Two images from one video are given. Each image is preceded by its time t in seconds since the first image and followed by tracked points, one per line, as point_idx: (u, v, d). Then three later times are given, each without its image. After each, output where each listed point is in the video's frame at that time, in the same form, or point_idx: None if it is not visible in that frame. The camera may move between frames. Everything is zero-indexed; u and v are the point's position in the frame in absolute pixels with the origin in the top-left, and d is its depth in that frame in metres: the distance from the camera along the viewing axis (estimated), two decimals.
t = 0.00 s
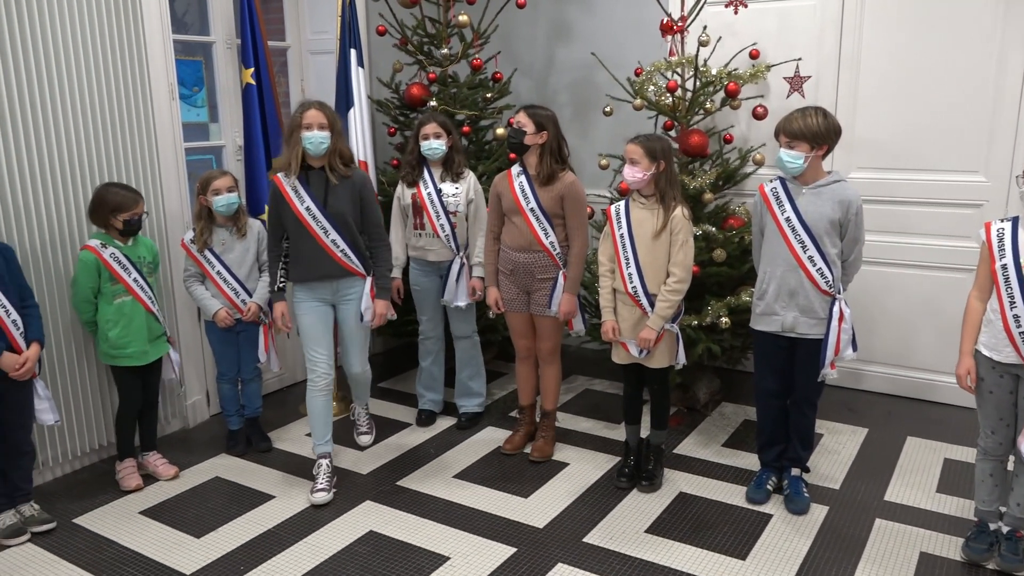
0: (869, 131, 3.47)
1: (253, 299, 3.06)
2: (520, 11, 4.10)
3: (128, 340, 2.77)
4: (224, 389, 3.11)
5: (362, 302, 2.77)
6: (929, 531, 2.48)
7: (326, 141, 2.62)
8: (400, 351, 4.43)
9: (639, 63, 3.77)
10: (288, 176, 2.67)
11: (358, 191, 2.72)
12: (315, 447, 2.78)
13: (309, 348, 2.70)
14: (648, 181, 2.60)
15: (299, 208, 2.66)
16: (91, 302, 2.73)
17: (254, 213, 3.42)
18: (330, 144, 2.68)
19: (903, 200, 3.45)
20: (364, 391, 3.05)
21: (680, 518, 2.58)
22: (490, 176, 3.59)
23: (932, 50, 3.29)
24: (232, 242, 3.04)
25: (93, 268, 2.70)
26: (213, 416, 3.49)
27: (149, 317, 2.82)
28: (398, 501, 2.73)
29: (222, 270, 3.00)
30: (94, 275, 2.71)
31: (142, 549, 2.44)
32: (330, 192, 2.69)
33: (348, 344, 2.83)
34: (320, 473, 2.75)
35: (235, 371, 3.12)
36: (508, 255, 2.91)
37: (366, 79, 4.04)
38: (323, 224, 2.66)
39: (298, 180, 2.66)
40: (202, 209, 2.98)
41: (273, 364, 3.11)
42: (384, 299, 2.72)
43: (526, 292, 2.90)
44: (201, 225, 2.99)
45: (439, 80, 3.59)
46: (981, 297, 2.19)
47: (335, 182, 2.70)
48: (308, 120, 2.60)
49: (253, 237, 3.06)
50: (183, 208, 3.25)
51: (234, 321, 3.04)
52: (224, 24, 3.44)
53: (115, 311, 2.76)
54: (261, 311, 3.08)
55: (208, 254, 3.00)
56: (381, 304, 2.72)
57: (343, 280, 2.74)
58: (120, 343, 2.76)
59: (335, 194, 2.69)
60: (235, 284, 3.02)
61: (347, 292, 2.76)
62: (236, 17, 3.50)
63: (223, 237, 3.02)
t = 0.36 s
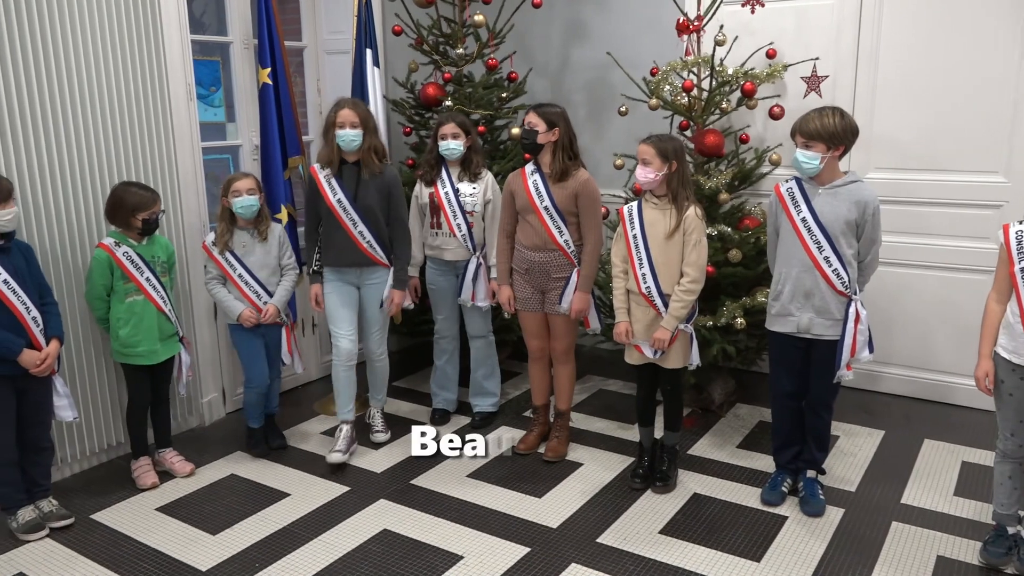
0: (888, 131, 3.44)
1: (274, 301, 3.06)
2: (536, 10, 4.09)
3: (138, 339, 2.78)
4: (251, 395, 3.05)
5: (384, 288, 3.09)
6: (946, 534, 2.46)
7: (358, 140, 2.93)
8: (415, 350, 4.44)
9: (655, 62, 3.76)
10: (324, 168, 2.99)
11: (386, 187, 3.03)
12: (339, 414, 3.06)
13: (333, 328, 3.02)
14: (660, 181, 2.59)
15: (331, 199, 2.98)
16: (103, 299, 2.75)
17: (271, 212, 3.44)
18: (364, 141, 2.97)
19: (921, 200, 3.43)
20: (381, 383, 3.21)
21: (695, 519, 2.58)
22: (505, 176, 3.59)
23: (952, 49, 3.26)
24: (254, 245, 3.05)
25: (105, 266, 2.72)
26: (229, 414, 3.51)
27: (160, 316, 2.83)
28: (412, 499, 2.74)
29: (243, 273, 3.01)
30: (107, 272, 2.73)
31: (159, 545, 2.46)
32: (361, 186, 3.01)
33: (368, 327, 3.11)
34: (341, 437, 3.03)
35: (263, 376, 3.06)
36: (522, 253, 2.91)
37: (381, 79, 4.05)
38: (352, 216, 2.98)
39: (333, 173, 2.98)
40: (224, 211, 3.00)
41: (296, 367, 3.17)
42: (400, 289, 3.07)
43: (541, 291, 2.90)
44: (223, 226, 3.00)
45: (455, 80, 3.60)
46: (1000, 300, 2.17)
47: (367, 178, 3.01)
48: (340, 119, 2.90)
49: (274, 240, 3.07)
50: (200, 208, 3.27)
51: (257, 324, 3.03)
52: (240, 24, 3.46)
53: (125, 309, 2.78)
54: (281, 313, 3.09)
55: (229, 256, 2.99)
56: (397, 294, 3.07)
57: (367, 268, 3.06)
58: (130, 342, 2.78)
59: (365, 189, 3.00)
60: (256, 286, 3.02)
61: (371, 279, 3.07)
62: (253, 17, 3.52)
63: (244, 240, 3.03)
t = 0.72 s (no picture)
0: (904, 131, 3.42)
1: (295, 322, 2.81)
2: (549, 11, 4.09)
3: (150, 339, 2.80)
4: (275, 425, 2.72)
5: (392, 280, 3.18)
6: (962, 538, 2.44)
7: (360, 137, 3.02)
8: (427, 349, 4.45)
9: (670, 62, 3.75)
10: (335, 164, 3.09)
11: (393, 179, 3.12)
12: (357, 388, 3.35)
13: (349, 322, 3.22)
14: (675, 181, 2.58)
15: (341, 191, 3.08)
16: (116, 299, 2.77)
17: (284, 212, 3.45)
18: (367, 137, 3.07)
19: (938, 201, 3.40)
20: (393, 382, 3.26)
21: (708, 520, 2.57)
22: (518, 176, 3.59)
23: (969, 49, 3.23)
24: (276, 263, 2.82)
25: (117, 266, 2.74)
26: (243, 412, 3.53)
27: (172, 316, 2.84)
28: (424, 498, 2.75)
29: (264, 292, 2.76)
30: (119, 273, 2.75)
31: (174, 542, 2.48)
32: (369, 179, 3.11)
33: (377, 317, 3.21)
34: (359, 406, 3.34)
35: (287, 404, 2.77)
36: (534, 253, 2.91)
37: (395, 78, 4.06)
38: (361, 208, 3.08)
39: (343, 168, 3.08)
40: (242, 227, 2.78)
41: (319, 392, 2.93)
42: (410, 279, 3.17)
43: (553, 291, 2.90)
44: (242, 244, 2.77)
45: (468, 80, 3.60)
46: (1017, 301, 2.14)
47: (375, 171, 3.11)
48: (344, 118, 3.00)
49: (297, 260, 2.85)
50: (215, 208, 3.29)
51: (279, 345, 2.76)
52: (256, 24, 3.48)
53: (138, 309, 2.79)
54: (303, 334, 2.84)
55: (249, 275, 2.75)
56: (408, 284, 3.17)
57: (375, 260, 3.16)
58: (142, 341, 2.79)
59: (374, 182, 3.11)
60: (278, 306, 2.78)
61: (378, 270, 3.17)
62: (268, 17, 3.53)
63: (265, 259, 2.80)
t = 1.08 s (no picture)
0: (919, 131, 3.40)
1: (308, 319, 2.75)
2: (563, 11, 4.09)
3: (160, 338, 2.82)
4: (285, 430, 2.72)
5: (397, 274, 3.21)
6: (976, 541, 2.43)
7: (364, 135, 3.02)
8: (439, 349, 4.46)
9: (683, 62, 3.74)
10: (335, 164, 3.11)
11: (394, 177, 3.14)
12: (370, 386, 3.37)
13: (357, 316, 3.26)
14: (690, 181, 2.58)
15: (343, 191, 3.10)
16: (128, 298, 2.80)
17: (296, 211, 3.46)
18: (369, 137, 3.08)
19: (955, 202, 3.37)
20: (403, 376, 3.30)
21: (720, 521, 2.56)
22: (530, 176, 3.58)
23: (986, 48, 3.20)
24: (289, 259, 2.75)
25: (129, 266, 2.76)
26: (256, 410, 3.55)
27: (182, 315, 2.85)
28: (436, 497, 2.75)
29: (277, 290, 2.72)
30: (131, 271, 2.77)
31: (188, 539, 2.50)
32: (369, 177, 3.13)
33: (385, 312, 3.25)
34: (371, 405, 3.36)
35: (298, 408, 2.74)
36: (546, 252, 2.91)
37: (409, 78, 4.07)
38: (364, 206, 3.11)
39: (341, 166, 3.10)
40: (255, 220, 2.73)
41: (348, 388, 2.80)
42: (411, 273, 3.19)
43: (565, 291, 2.89)
44: (255, 237, 2.72)
45: (481, 80, 3.60)
46: None
47: (375, 170, 3.13)
48: (348, 118, 3.00)
49: (311, 255, 2.78)
50: (229, 208, 3.31)
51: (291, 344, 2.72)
52: (270, 24, 3.49)
53: (149, 308, 2.81)
54: (317, 334, 2.78)
55: (260, 270, 2.70)
56: (409, 279, 3.19)
57: (380, 256, 3.18)
58: (153, 340, 2.81)
59: (375, 180, 3.12)
60: (291, 304, 2.72)
61: (384, 265, 3.20)
62: (282, 17, 3.55)
63: (277, 254, 2.74)
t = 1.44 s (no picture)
0: (933, 131, 3.37)
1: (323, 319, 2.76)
2: (574, 11, 4.08)
3: (172, 336, 2.83)
4: (298, 428, 2.73)
5: (413, 272, 3.25)
6: (990, 544, 2.41)
7: (383, 135, 3.07)
8: (450, 348, 4.46)
9: (695, 62, 3.73)
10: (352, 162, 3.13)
11: (412, 177, 3.19)
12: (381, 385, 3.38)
13: (371, 315, 3.25)
14: (702, 181, 2.57)
15: (361, 189, 3.12)
16: (143, 295, 2.82)
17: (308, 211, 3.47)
18: (387, 137, 3.12)
19: (969, 202, 3.34)
20: (411, 370, 3.34)
21: (730, 523, 2.55)
22: (541, 176, 3.58)
23: (1001, 48, 3.18)
24: (302, 259, 2.76)
25: (142, 264, 2.78)
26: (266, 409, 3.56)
27: (194, 315, 2.86)
28: (446, 497, 2.75)
29: (292, 290, 2.72)
30: (145, 269, 2.79)
31: (199, 537, 2.51)
32: (388, 175, 3.17)
33: (399, 309, 3.27)
34: (382, 405, 3.38)
35: (310, 408, 2.76)
36: (558, 251, 2.91)
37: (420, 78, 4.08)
38: (383, 204, 3.13)
39: (359, 165, 3.12)
40: (267, 220, 2.74)
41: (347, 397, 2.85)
42: (429, 270, 3.26)
43: (575, 290, 2.90)
44: (268, 237, 2.73)
45: (492, 79, 3.60)
46: None
47: (393, 168, 3.17)
48: (366, 117, 3.04)
49: (324, 254, 2.79)
50: (241, 208, 3.32)
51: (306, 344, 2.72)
52: (283, 24, 3.50)
53: (161, 306, 2.83)
54: (332, 334, 2.78)
55: (274, 271, 2.72)
56: (427, 275, 3.25)
57: (397, 254, 3.20)
58: (166, 338, 2.83)
59: (393, 178, 3.16)
60: (306, 304, 2.74)
61: (400, 264, 3.22)
62: (294, 17, 3.56)
63: (291, 253, 2.74)
